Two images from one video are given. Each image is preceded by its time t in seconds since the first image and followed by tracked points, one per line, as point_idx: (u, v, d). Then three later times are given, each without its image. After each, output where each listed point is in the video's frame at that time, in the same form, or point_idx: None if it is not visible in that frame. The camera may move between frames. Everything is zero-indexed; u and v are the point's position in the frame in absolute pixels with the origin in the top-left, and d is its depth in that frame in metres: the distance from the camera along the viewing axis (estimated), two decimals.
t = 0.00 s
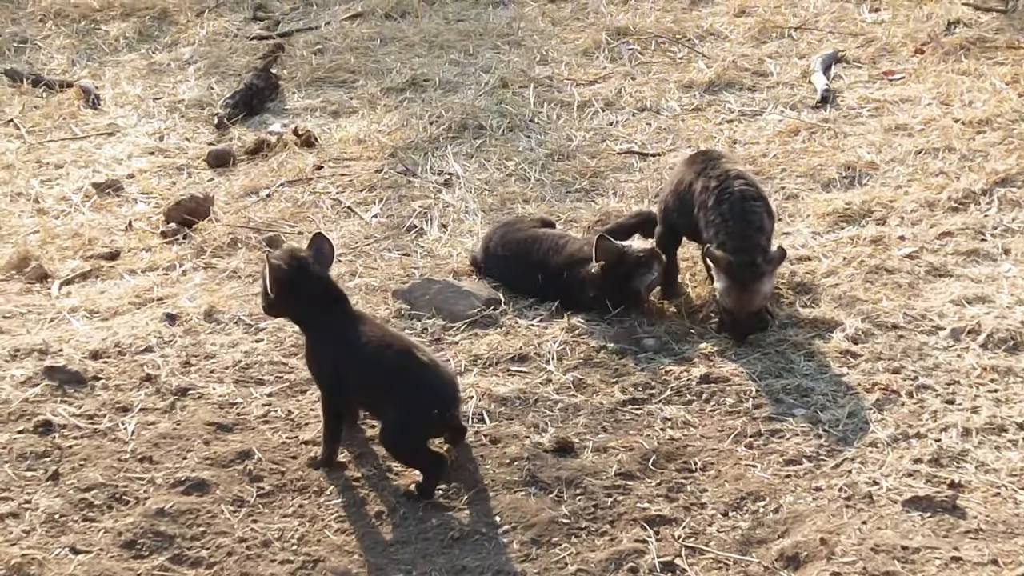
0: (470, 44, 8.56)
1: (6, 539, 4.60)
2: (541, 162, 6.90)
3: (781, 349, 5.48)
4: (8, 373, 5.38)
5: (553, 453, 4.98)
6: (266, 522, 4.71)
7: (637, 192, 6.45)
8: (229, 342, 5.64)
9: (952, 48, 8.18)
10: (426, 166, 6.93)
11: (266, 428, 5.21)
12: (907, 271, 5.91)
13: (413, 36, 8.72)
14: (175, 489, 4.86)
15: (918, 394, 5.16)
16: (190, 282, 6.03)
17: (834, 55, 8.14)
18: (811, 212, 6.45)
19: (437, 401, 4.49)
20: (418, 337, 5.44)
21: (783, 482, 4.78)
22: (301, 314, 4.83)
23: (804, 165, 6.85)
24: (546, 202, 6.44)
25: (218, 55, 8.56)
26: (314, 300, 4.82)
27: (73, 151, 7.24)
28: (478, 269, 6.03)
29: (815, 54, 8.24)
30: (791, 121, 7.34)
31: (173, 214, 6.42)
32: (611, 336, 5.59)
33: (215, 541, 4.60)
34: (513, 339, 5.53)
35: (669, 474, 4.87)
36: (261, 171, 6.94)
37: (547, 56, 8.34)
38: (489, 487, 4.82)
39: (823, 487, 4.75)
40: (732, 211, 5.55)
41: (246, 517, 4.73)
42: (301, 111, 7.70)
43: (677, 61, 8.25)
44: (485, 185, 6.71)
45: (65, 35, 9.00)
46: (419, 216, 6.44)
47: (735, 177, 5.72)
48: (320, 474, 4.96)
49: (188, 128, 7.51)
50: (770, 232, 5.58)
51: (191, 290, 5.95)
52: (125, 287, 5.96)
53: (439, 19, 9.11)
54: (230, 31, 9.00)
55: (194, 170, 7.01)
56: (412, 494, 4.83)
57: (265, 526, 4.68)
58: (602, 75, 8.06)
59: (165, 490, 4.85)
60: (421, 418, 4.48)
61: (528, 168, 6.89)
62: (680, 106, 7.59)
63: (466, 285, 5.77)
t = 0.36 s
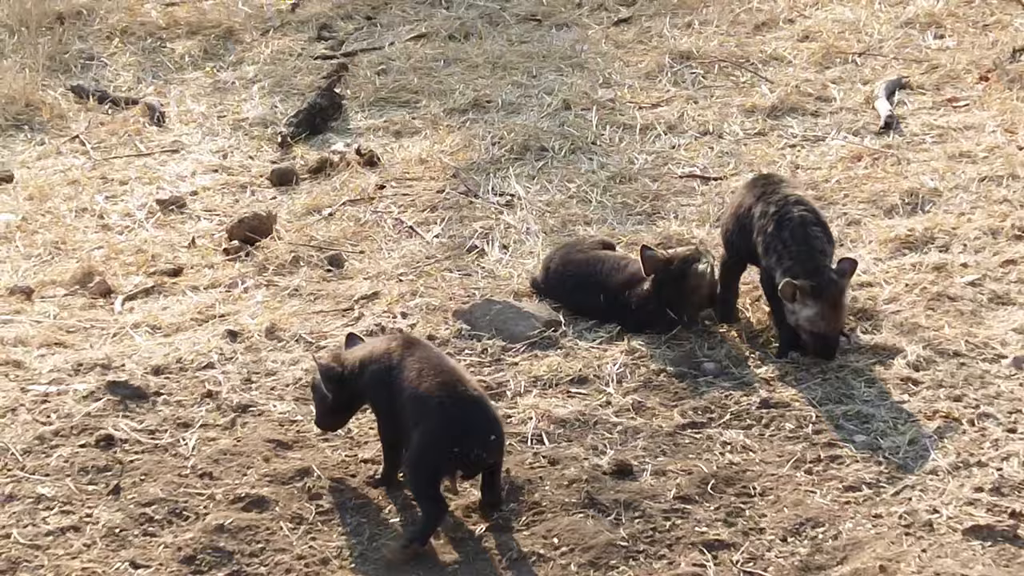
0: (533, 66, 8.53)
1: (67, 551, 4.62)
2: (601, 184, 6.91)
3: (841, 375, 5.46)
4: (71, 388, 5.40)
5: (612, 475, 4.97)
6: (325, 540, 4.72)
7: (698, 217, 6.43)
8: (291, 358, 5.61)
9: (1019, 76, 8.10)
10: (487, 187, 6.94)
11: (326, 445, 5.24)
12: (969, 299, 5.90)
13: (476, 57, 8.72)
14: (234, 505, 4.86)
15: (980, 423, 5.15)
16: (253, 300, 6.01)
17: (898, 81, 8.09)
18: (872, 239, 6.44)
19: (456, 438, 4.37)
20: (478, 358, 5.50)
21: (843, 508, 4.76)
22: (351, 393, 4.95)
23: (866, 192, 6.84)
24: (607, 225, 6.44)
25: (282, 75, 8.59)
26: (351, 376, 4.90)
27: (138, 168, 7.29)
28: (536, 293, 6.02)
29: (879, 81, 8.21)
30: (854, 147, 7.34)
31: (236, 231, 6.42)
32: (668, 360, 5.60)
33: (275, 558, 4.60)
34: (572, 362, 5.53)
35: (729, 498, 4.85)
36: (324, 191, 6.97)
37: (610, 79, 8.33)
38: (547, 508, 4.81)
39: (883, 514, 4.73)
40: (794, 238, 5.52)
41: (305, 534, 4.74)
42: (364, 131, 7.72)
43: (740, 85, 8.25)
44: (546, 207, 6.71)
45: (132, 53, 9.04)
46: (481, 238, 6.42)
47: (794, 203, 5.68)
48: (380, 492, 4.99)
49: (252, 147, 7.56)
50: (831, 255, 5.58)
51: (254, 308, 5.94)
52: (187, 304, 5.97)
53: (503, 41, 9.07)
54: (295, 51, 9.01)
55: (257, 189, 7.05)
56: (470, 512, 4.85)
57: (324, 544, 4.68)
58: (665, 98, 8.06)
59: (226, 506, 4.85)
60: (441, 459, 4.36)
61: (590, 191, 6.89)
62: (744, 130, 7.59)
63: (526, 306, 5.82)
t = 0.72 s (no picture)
0: (614, 91, 8.25)
1: (142, 567, 4.63)
2: (680, 208, 6.80)
3: (919, 408, 5.36)
4: (149, 404, 5.43)
5: (687, 503, 4.88)
6: (398, 561, 4.70)
7: (778, 245, 6.35)
8: (367, 379, 5.59)
9: None
10: (567, 212, 6.84)
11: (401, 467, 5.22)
12: None
13: (557, 82, 8.42)
14: (309, 525, 4.86)
15: None
16: (331, 320, 6.00)
17: (982, 113, 7.77)
18: (954, 270, 6.31)
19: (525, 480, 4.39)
20: (554, 384, 5.48)
21: (919, 541, 4.66)
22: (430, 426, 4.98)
23: (947, 224, 6.67)
24: (687, 251, 6.37)
25: (363, 97, 8.40)
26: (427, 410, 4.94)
27: (219, 187, 7.29)
28: (614, 317, 5.96)
29: (961, 112, 7.85)
30: (937, 178, 7.08)
31: (315, 252, 6.42)
32: (745, 389, 5.51)
33: None
34: (648, 388, 5.49)
35: (804, 529, 4.75)
36: (404, 212, 6.93)
37: (689, 108, 8.02)
38: (620, 533, 4.73)
39: (959, 548, 4.64)
40: (883, 269, 5.47)
41: (379, 555, 4.73)
42: (445, 153, 7.61)
43: (821, 114, 7.91)
44: (624, 233, 6.61)
45: (215, 72, 8.81)
46: (559, 262, 6.38)
47: (883, 234, 5.62)
48: (454, 515, 4.96)
49: (333, 167, 7.51)
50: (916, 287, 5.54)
51: (332, 328, 5.93)
52: (266, 322, 5.97)
53: (583, 67, 8.70)
54: (376, 73, 8.76)
55: (337, 210, 7.02)
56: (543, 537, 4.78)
57: (398, 566, 4.67)
58: (746, 126, 7.79)
59: (301, 525, 4.85)
60: (509, 501, 4.38)
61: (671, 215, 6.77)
62: (824, 159, 7.36)
63: (602, 331, 5.78)
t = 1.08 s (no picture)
0: (684, 111, 8.26)
1: None
2: (747, 229, 6.77)
3: (986, 433, 5.27)
4: (216, 416, 5.45)
5: (751, 524, 4.82)
6: None
7: (846, 267, 6.31)
8: (433, 395, 5.60)
9: None
10: (634, 231, 6.84)
11: (465, 483, 5.18)
12: None
13: (627, 101, 8.42)
14: (372, 538, 4.83)
15: None
16: (397, 335, 6.01)
17: None
18: None
19: (597, 504, 4.35)
20: (620, 403, 5.47)
21: (986, 568, 4.56)
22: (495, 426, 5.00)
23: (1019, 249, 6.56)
24: (754, 272, 6.35)
25: (433, 112, 8.42)
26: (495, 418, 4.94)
27: (288, 201, 7.32)
28: (681, 337, 5.95)
29: None
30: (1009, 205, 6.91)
31: (383, 266, 6.43)
32: (812, 411, 5.45)
33: None
34: (714, 409, 5.45)
35: (869, 553, 4.66)
36: (471, 229, 6.93)
37: (761, 129, 7.99)
38: (685, 554, 4.67)
39: None
40: (955, 292, 5.37)
41: (442, 570, 4.69)
42: (513, 171, 7.63)
43: (892, 137, 7.84)
44: (692, 254, 6.59)
45: (286, 87, 8.85)
46: (626, 281, 6.37)
47: (954, 258, 5.53)
48: (516, 532, 4.91)
49: (401, 182, 7.53)
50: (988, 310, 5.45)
51: (398, 343, 5.94)
52: (333, 336, 5.99)
53: (653, 85, 8.71)
54: (448, 88, 8.77)
55: (405, 225, 7.04)
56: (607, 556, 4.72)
57: None
58: (816, 147, 7.76)
59: (364, 539, 4.82)
60: (579, 522, 4.34)
61: (740, 236, 6.74)
62: (894, 182, 7.28)
63: (669, 350, 5.77)
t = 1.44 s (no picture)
0: (751, 130, 8.25)
1: None
2: (813, 249, 6.77)
3: None
4: (280, 427, 5.48)
5: (814, 546, 4.80)
6: None
7: (912, 290, 6.30)
8: (496, 410, 5.62)
9: None
10: (699, 250, 6.84)
11: (527, 498, 5.16)
12: None
13: (694, 119, 8.42)
14: (434, 552, 4.84)
15: None
16: (461, 349, 6.03)
17: None
18: None
19: (656, 520, 4.34)
20: (683, 421, 5.48)
21: None
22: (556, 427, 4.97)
23: None
24: (820, 292, 6.35)
25: (501, 127, 8.44)
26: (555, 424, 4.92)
27: (354, 213, 7.36)
28: (745, 357, 5.96)
29: None
30: None
31: (448, 280, 6.46)
32: (875, 433, 5.44)
33: None
34: (777, 429, 5.45)
35: None
36: (536, 244, 6.95)
37: (830, 149, 7.98)
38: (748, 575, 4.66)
39: None
40: (1020, 317, 5.30)
41: None
42: (580, 187, 7.63)
43: (960, 160, 7.82)
44: (757, 273, 6.60)
45: (354, 100, 8.90)
46: (690, 299, 6.39)
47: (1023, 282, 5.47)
48: (578, 548, 4.87)
49: (467, 197, 7.56)
50: None
51: (462, 357, 5.96)
52: (397, 349, 6.02)
53: (721, 104, 8.70)
54: (515, 104, 8.77)
55: (471, 240, 7.07)
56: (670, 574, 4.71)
57: None
58: (884, 168, 7.74)
59: (425, 552, 4.83)
60: (638, 537, 4.34)
61: (805, 256, 6.73)
62: (962, 205, 7.24)
63: (732, 370, 5.77)
